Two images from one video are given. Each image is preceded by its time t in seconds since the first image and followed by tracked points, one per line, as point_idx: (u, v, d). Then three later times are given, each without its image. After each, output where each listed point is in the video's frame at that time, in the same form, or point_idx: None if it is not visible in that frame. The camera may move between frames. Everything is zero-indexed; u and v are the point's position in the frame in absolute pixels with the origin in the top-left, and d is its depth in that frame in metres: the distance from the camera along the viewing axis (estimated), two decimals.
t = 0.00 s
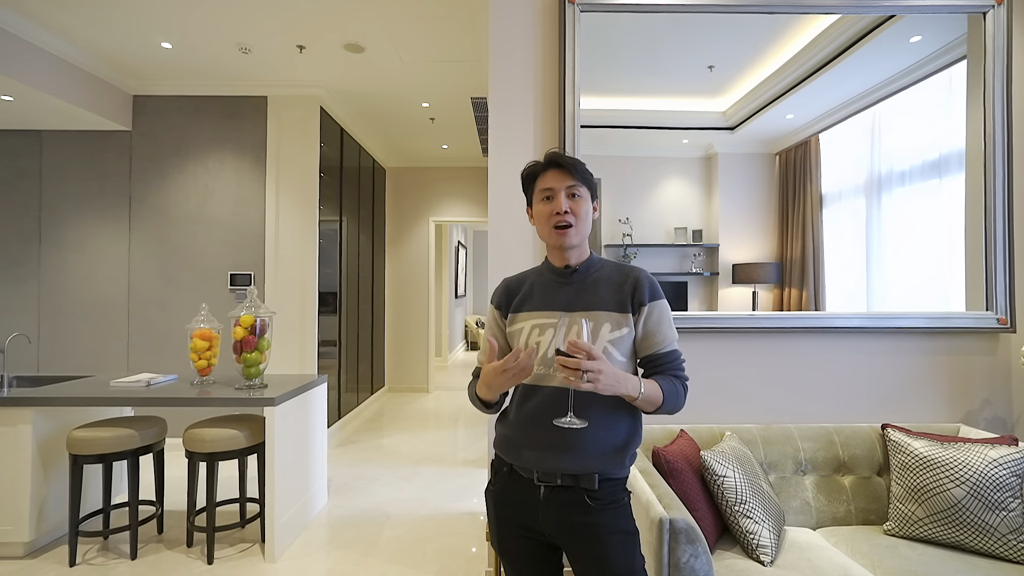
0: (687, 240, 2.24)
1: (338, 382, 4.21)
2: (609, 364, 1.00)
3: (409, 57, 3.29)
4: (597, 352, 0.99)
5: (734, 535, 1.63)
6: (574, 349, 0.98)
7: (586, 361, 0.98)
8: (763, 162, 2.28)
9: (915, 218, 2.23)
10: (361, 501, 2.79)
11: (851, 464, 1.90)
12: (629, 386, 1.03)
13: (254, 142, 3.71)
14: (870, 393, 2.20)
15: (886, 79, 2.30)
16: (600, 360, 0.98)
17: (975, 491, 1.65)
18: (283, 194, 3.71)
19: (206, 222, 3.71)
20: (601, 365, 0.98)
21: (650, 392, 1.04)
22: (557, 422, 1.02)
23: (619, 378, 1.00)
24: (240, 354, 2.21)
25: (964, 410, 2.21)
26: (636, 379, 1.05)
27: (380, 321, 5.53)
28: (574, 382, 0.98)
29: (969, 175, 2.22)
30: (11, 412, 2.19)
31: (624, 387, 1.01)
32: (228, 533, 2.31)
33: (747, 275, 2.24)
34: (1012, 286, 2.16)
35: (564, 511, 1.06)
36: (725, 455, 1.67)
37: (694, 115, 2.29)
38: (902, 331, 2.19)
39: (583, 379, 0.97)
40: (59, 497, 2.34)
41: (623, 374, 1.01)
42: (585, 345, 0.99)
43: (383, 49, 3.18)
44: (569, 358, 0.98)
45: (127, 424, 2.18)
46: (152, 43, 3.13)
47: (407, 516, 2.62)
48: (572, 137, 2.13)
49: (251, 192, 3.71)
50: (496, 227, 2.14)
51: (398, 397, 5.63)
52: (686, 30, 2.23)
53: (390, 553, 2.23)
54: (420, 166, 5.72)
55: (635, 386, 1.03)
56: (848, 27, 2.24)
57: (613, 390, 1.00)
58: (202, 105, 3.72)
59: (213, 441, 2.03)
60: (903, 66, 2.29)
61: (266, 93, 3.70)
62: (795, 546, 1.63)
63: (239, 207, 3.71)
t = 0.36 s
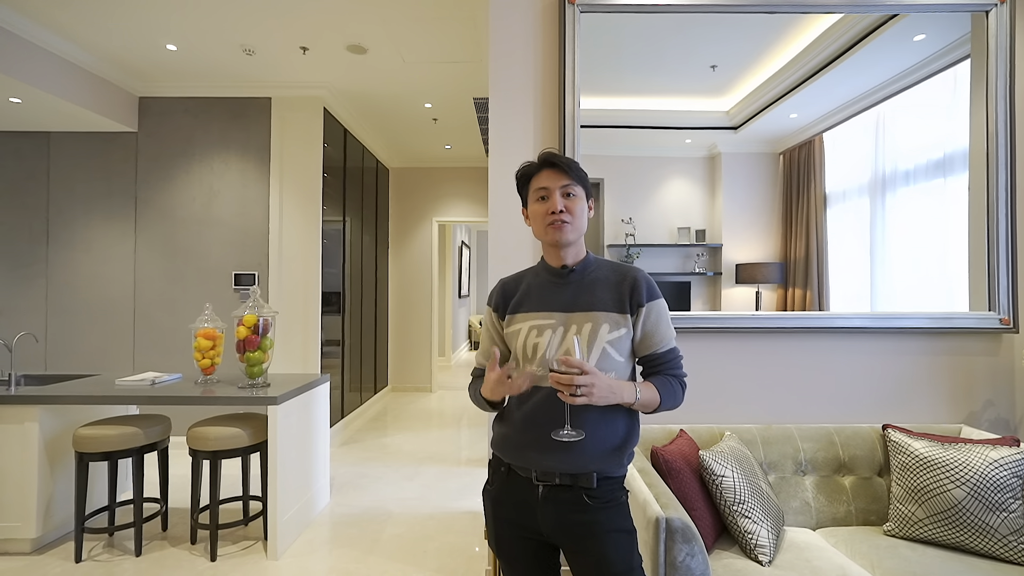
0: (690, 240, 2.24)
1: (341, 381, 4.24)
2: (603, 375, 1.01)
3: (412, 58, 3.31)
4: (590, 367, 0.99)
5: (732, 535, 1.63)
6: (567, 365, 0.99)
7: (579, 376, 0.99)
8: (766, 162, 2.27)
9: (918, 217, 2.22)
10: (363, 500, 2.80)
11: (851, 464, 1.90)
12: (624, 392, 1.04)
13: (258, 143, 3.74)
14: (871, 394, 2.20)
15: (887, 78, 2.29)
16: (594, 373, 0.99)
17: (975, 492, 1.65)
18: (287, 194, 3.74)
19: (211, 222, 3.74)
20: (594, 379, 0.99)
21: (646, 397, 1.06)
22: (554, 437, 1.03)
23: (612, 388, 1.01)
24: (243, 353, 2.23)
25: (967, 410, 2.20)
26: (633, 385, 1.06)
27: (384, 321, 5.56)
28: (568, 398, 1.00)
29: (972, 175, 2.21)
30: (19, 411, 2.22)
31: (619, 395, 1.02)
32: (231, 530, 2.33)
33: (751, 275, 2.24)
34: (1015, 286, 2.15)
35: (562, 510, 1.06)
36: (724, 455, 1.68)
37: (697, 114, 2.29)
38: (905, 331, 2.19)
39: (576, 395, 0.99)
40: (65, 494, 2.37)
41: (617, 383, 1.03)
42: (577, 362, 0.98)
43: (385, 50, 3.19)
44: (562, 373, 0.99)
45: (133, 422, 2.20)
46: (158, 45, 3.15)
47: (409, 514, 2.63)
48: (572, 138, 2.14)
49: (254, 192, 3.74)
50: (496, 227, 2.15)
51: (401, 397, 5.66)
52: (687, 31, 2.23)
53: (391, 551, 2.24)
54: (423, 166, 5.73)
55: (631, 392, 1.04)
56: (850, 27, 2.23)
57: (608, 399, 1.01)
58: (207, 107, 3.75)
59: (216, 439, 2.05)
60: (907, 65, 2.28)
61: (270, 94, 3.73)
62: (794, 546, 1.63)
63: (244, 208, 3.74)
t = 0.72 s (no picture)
0: (692, 240, 2.25)
1: (344, 381, 4.26)
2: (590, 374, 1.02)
3: (413, 59, 3.32)
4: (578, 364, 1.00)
5: (730, 535, 1.64)
6: (556, 362, 1.00)
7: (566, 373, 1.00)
8: (770, 161, 2.27)
9: (920, 217, 2.22)
10: (365, 499, 2.82)
11: (850, 465, 1.90)
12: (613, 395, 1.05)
13: (261, 144, 3.77)
14: (872, 394, 2.20)
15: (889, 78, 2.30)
16: (581, 371, 1.01)
17: (974, 493, 1.64)
18: (290, 195, 3.76)
19: (214, 222, 3.77)
20: (582, 376, 1.00)
21: (636, 398, 1.06)
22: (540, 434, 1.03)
23: (600, 387, 1.02)
24: (245, 353, 2.25)
25: (967, 411, 2.19)
26: (623, 386, 1.07)
27: (386, 320, 5.58)
28: (556, 395, 1.00)
29: (975, 175, 2.21)
30: (23, 410, 2.25)
31: (607, 396, 1.03)
32: (233, 529, 2.35)
33: (753, 275, 2.24)
34: (1016, 287, 2.15)
35: (555, 508, 1.07)
36: (722, 455, 1.68)
37: (698, 114, 2.29)
38: (906, 332, 2.18)
39: (565, 392, 1.00)
40: (70, 492, 2.40)
41: (604, 383, 1.04)
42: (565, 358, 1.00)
43: (387, 52, 3.21)
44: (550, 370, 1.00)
45: (136, 421, 2.23)
46: (161, 47, 3.18)
47: (409, 514, 2.65)
48: (571, 138, 2.14)
49: (258, 193, 3.77)
50: (496, 228, 2.16)
51: (404, 396, 5.68)
52: (687, 31, 2.23)
53: (392, 550, 2.26)
54: (426, 167, 5.75)
55: (620, 393, 1.05)
56: (851, 27, 2.23)
57: (596, 399, 1.02)
58: (211, 108, 3.78)
59: (218, 439, 2.07)
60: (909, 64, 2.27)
61: (272, 96, 3.75)
62: (792, 547, 1.63)
63: (247, 208, 3.77)
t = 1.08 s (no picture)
0: (693, 241, 2.25)
1: (346, 381, 4.28)
2: (585, 383, 1.04)
3: (414, 60, 3.34)
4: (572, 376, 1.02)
5: (727, 536, 1.64)
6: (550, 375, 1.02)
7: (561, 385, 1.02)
8: (772, 161, 2.27)
9: (922, 217, 2.21)
10: (366, 499, 2.83)
11: (849, 466, 1.90)
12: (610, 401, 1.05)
13: (263, 144, 3.79)
14: (871, 395, 2.19)
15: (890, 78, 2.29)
16: (576, 382, 1.02)
17: (973, 494, 1.64)
18: (292, 196, 3.78)
19: (217, 223, 3.79)
20: (577, 387, 1.02)
21: (632, 399, 1.07)
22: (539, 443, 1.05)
23: (596, 397, 1.03)
24: (246, 353, 2.27)
25: (967, 412, 2.19)
26: (618, 389, 1.08)
27: (388, 320, 5.60)
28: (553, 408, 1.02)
29: (976, 176, 2.20)
30: (27, 409, 2.27)
31: (604, 403, 1.04)
32: (234, 528, 2.37)
33: (754, 276, 2.24)
34: (1017, 288, 2.14)
35: (554, 506, 1.08)
36: (720, 456, 1.68)
37: (699, 115, 2.29)
38: (906, 332, 2.18)
39: (561, 404, 1.01)
40: (73, 491, 2.42)
41: (601, 390, 1.05)
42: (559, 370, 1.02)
43: (388, 53, 3.22)
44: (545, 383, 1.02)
45: (138, 420, 2.25)
46: (164, 49, 3.20)
47: (410, 513, 2.66)
48: (571, 139, 2.15)
49: (260, 194, 3.78)
50: (496, 229, 2.17)
51: (405, 396, 5.69)
52: (687, 31, 2.23)
53: (392, 549, 2.27)
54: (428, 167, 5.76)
55: (615, 398, 1.06)
56: (852, 28, 2.23)
57: (592, 407, 1.03)
58: (214, 109, 3.80)
59: (220, 438, 2.09)
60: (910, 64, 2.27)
61: (275, 97, 3.77)
62: (789, 547, 1.63)
63: (249, 209, 3.79)
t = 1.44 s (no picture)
0: (696, 240, 2.25)
1: (348, 380, 4.30)
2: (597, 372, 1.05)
3: (416, 61, 3.35)
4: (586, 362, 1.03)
5: (725, 536, 1.65)
6: (564, 361, 1.02)
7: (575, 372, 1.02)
8: (774, 161, 2.27)
9: (924, 217, 2.21)
10: (367, 498, 2.85)
11: (849, 466, 1.90)
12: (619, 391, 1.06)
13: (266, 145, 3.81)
14: (872, 395, 2.19)
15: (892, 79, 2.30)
16: (589, 369, 1.03)
17: (972, 495, 1.64)
18: (295, 196, 3.80)
19: (220, 223, 3.82)
20: (590, 373, 1.02)
21: (638, 391, 1.08)
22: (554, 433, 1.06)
23: (608, 385, 1.04)
24: (248, 352, 2.29)
25: (969, 413, 2.18)
26: (624, 381, 1.08)
27: (391, 320, 5.62)
28: (566, 394, 1.02)
29: (979, 176, 2.19)
30: (32, 407, 2.29)
31: (615, 392, 1.05)
32: (236, 526, 2.39)
33: (757, 275, 2.24)
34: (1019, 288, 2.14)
35: (554, 502, 1.09)
36: (719, 456, 1.69)
37: (701, 115, 2.30)
38: (908, 332, 2.17)
39: (575, 391, 1.02)
40: (78, 489, 2.44)
41: (610, 379, 1.05)
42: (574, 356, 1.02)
43: (389, 54, 3.24)
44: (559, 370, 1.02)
45: (142, 419, 2.27)
46: (167, 51, 3.23)
47: (411, 512, 2.67)
48: (570, 140, 2.16)
49: (263, 194, 3.81)
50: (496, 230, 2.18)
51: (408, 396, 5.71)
52: (687, 32, 2.23)
53: (393, 548, 2.28)
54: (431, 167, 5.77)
55: (623, 388, 1.07)
56: (852, 28, 2.23)
57: (603, 396, 1.04)
58: (217, 110, 3.82)
59: (222, 437, 2.11)
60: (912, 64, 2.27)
61: (277, 98, 3.79)
62: (788, 548, 1.63)
63: (252, 209, 3.81)
